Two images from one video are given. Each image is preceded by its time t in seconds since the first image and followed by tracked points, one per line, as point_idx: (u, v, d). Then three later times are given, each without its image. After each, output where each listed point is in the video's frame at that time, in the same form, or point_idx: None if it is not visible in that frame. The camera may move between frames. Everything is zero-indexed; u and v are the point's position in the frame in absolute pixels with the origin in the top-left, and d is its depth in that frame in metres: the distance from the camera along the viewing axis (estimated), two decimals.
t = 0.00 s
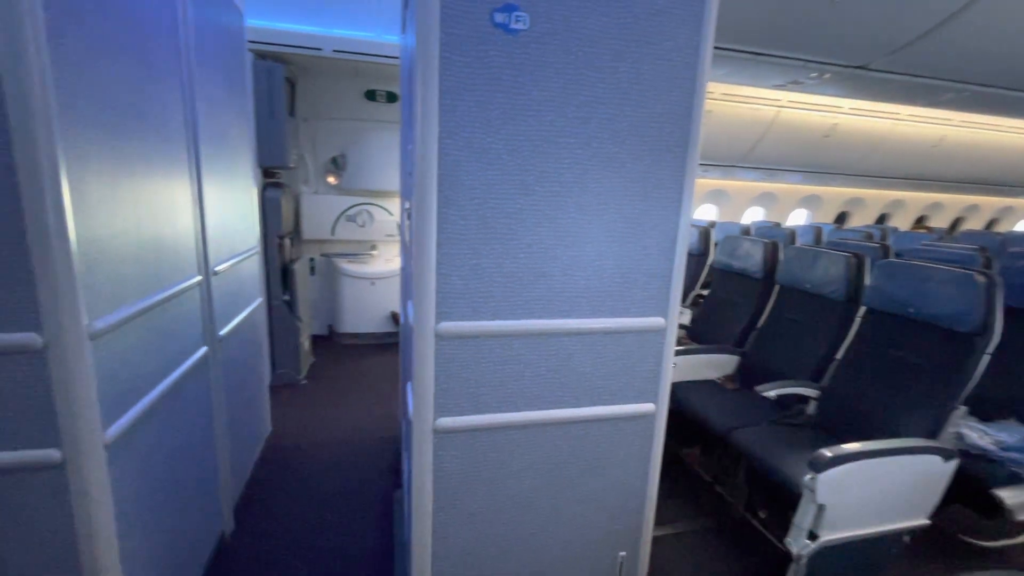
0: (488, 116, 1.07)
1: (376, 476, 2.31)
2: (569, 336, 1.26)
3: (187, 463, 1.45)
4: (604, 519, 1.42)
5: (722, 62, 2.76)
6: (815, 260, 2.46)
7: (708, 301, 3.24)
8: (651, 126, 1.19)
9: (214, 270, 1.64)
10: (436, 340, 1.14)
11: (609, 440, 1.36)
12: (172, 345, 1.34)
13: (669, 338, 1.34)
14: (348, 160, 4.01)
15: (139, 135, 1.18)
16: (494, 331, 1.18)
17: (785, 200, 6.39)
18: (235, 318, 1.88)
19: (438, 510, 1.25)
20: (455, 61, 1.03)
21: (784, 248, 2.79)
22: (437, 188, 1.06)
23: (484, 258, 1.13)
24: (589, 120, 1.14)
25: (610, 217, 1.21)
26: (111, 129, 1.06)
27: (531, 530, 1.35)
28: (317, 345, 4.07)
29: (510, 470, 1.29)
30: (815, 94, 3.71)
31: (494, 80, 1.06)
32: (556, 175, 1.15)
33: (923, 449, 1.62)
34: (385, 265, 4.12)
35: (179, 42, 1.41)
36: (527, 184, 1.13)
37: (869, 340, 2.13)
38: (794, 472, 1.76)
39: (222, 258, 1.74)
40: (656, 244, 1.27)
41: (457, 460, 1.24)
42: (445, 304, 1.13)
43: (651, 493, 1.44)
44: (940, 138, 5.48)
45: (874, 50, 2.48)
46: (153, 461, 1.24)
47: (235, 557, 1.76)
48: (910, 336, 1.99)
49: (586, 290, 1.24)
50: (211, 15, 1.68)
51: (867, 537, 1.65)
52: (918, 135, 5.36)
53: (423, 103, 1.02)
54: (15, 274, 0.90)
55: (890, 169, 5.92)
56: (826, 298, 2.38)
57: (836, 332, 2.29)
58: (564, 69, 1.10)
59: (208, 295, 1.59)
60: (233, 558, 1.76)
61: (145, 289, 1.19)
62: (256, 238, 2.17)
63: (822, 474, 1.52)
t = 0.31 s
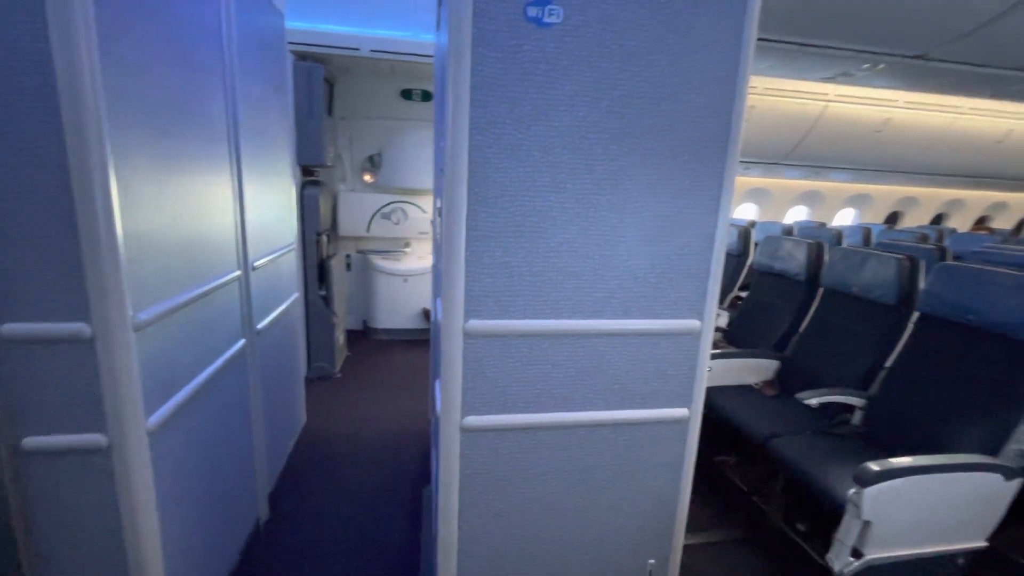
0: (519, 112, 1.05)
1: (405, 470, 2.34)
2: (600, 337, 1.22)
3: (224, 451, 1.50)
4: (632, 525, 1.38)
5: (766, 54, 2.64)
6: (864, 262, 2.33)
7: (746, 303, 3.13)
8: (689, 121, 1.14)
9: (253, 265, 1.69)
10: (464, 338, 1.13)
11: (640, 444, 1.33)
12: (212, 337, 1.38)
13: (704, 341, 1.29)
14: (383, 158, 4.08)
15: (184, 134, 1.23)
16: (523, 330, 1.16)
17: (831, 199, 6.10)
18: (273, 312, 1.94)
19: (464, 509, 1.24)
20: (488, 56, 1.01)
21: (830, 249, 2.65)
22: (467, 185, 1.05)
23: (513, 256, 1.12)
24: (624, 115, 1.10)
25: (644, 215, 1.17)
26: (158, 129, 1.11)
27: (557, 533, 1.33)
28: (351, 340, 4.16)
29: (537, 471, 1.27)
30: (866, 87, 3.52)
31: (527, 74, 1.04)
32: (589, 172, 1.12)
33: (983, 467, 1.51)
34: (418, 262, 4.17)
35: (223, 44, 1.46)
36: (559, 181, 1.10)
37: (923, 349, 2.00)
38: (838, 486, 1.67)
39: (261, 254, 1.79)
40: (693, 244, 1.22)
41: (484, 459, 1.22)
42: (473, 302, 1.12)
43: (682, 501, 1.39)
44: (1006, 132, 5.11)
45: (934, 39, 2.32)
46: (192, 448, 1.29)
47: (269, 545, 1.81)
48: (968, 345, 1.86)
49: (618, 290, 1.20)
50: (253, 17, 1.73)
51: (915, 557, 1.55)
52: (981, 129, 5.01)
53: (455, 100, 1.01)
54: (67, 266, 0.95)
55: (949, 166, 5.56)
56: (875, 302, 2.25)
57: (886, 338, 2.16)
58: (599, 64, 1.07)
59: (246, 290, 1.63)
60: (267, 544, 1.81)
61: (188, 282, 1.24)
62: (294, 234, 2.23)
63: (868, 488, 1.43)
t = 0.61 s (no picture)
0: (553, 109, 1.03)
1: (433, 466, 2.36)
2: (633, 339, 1.19)
3: (258, 442, 1.53)
4: (663, 533, 1.34)
5: (811, 46, 2.53)
6: (915, 266, 2.20)
7: (785, 307, 3.01)
8: (731, 117, 1.10)
9: (289, 261, 1.73)
10: (494, 338, 1.12)
11: (672, 450, 1.29)
12: (249, 331, 1.41)
13: (743, 346, 1.24)
14: (416, 157, 4.12)
15: (225, 134, 1.26)
16: (554, 330, 1.14)
17: (878, 198, 5.81)
18: (307, 307, 1.98)
19: (491, 510, 1.23)
20: (523, 52, 1.00)
21: (877, 252, 2.52)
22: (499, 183, 1.03)
23: (545, 256, 1.09)
24: (661, 111, 1.07)
25: (681, 215, 1.13)
26: (201, 129, 1.14)
27: (585, 537, 1.30)
28: (382, 336, 4.22)
29: (565, 474, 1.25)
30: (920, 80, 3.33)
31: (561, 70, 1.02)
32: (624, 169, 1.08)
33: None
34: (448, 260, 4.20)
35: (263, 46, 1.50)
36: (593, 179, 1.08)
37: (980, 359, 1.86)
38: (885, 502, 1.57)
39: (296, 250, 1.83)
40: (732, 245, 1.17)
41: (512, 460, 1.21)
42: (503, 302, 1.10)
43: (716, 511, 1.34)
44: None
45: (998, 28, 2.17)
46: (228, 439, 1.32)
47: (301, 535, 1.86)
48: None
49: (652, 292, 1.16)
50: (292, 19, 1.77)
51: None
52: None
53: (489, 97, 1.00)
54: (115, 261, 0.98)
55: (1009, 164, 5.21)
56: (927, 308, 2.12)
57: (938, 347, 2.03)
58: (636, 58, 1.04)
59: (282, 285, 1.67)
60: (299, 534, 1.86)
61: (227, 277, 1.27)
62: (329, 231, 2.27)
63: (918, 506, 1.34)
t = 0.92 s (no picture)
0: (584, 106, 1.00)
1: (454, 466, 2.36)
2: (663, 343, 1.15)
3: (284, 438, 1.55)
4: (691, 542, 1.30)
5: (849, 41, 2.44)
6: (959, 270, 2.09)
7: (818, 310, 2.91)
8: (768, 113, 1.05)
9: (315, 260, 1.74)
10: (520, 339, 1.10)
11: (702, 457, 1.25)
12: (277, 328, 1.43)
13: (778, 352, 1.19)
14: (440, 156, 4.14)
15: (255, 133, 1.28)
16: (581, 333, 1.11)
17: (916, 199, 5.58)
18: (333, 305, 2.00)
19: (514, 513, 1.22)
20: (555, 48, 0.97)
21: (917, 254, 2.41)
22: (527, 182, 1.01)
23: (573, 256, 1.07)
24: (696, 108, 1.03)
25: (715, 215, 1.09)
26: (231, 128, 1.16)
27: (610, 544, 1.28)
28: (405, 335, 4.26)
29: (591, 479, 1.22)
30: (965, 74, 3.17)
31: (593, 66, 0.99)
32: (656, 168, 1.05)
33: None
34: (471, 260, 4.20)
35: (293, 46, 1.51)
36: (624, 178, 1.05)
37: None
38: (927, 518, 1.50)
39: (323, 249, 1.85)
40: (768, 247, 1.13)
41: (536, 463, 1.19)
42: (530, 303, 1.08)
43: (747, 521, 1.30)
44: None
45: None
46: (255, 435, 1.34)
47: (324, 531, 1.87)
48: None
49: (684, 295, 1.13)
50: (322, 20, 1.78)
51: None
52: None
53: (518, 94, 0.98)
54: (149, 258, 1.00)
55: None
56: (971, 314, 2.01)
57: (984, 355, 1.93)
58: (670, 54, 1.00)
59: (309, 283, 1.69)
60: (322, 530, 1.87)
61: (255, 275, 1.29)
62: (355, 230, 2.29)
63: (965, 524, 1.27)
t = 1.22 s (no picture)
0: (617, 103, 0.97)
1: (475, 467, 2.34)
2: (695, 349, 1.11)
3: (308, 437, 1.55)
4: (722, 556, 1.25)
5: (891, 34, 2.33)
6: (1010, 275, 1.97)
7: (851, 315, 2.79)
8: (813, 110, 1.00)
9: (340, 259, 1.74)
10: (547, 343, 1.07)
11: (734, 468, 1.20)
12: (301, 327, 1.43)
13: (818, 360, 1.13)
14: (462, 155, 4.13)
15: (283, 132, 1.28)
16: (610, 337, 1.08)
17: (957, 200, 5.34)
18: (356, 304, 2.00)
19: (539, 521, 1.19)
20: (588, 43, 0.94)
21: (962, 258, 2.29)
22: (557, 182, 0.98)
23: (603, 258, 1.03)
24: (735, 105, 0.99)
25: (752, 216, 1.04)
26: (260, 127, 1.15)
27: (637, 556, 1.23)
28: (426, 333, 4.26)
29: (618, 488, 1.18)
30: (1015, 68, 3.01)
31: (627, 62, 0.95)
32: (692, 167, 1.01)
33: None
34: (493, 259, 4.18)
35: (320, 45, 1.51)
36: (658, 177, 1.01)
37: None
38: (975, 537, 1.41)
39: (347, 248, 1.85)
40: (809, 250, 1.07)
41: (561, 470, 1.16)
42: (558, 306, 1.05)
43: (781, 536, 1.24)
44: None
45: None
46: (280, 433, 1.34)
47: (346, 529, 1.87)
48: None
49: (718, 299, 1.08)
50: (349, 18, 1.78)
51: None
52: None
53: (549, 91, 0.95)
54: (178, 257, 1.00)
55: None
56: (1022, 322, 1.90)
57: None
58: (709, 48, 0.96)
59: (333, 282, 1.69)
60: (343, 528, 1.87)
61: (281, 274, 1.29)
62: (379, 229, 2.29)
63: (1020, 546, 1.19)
